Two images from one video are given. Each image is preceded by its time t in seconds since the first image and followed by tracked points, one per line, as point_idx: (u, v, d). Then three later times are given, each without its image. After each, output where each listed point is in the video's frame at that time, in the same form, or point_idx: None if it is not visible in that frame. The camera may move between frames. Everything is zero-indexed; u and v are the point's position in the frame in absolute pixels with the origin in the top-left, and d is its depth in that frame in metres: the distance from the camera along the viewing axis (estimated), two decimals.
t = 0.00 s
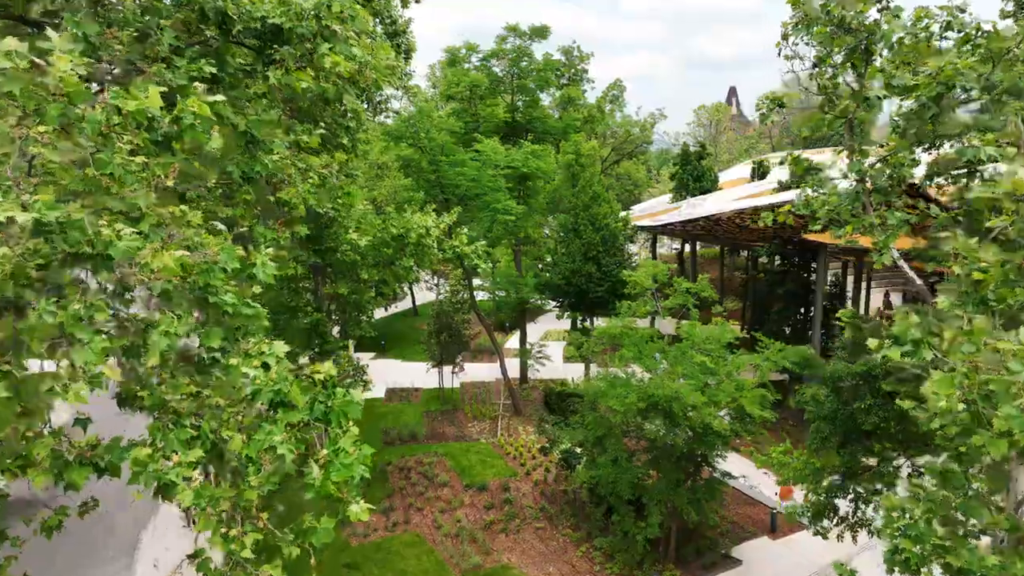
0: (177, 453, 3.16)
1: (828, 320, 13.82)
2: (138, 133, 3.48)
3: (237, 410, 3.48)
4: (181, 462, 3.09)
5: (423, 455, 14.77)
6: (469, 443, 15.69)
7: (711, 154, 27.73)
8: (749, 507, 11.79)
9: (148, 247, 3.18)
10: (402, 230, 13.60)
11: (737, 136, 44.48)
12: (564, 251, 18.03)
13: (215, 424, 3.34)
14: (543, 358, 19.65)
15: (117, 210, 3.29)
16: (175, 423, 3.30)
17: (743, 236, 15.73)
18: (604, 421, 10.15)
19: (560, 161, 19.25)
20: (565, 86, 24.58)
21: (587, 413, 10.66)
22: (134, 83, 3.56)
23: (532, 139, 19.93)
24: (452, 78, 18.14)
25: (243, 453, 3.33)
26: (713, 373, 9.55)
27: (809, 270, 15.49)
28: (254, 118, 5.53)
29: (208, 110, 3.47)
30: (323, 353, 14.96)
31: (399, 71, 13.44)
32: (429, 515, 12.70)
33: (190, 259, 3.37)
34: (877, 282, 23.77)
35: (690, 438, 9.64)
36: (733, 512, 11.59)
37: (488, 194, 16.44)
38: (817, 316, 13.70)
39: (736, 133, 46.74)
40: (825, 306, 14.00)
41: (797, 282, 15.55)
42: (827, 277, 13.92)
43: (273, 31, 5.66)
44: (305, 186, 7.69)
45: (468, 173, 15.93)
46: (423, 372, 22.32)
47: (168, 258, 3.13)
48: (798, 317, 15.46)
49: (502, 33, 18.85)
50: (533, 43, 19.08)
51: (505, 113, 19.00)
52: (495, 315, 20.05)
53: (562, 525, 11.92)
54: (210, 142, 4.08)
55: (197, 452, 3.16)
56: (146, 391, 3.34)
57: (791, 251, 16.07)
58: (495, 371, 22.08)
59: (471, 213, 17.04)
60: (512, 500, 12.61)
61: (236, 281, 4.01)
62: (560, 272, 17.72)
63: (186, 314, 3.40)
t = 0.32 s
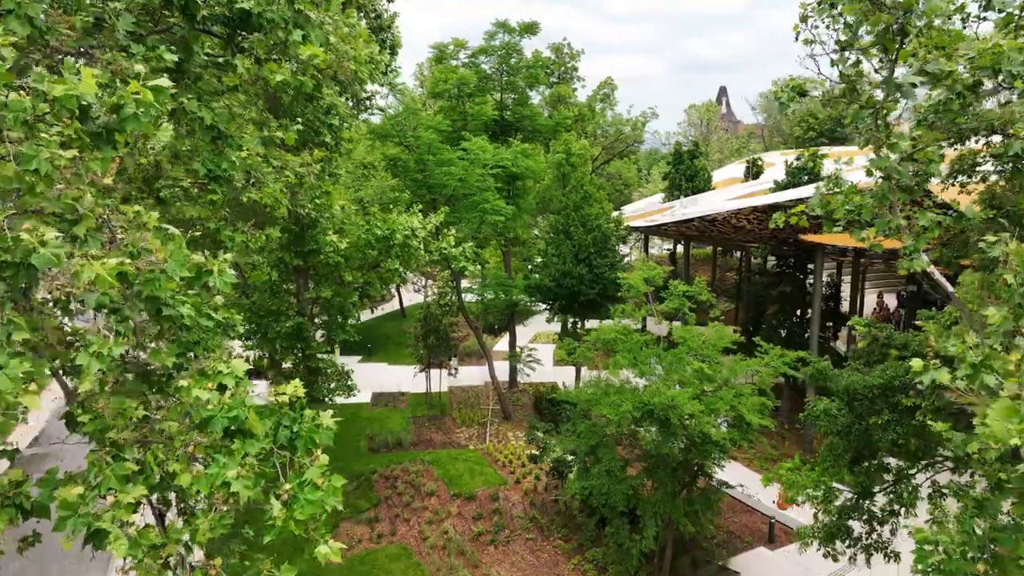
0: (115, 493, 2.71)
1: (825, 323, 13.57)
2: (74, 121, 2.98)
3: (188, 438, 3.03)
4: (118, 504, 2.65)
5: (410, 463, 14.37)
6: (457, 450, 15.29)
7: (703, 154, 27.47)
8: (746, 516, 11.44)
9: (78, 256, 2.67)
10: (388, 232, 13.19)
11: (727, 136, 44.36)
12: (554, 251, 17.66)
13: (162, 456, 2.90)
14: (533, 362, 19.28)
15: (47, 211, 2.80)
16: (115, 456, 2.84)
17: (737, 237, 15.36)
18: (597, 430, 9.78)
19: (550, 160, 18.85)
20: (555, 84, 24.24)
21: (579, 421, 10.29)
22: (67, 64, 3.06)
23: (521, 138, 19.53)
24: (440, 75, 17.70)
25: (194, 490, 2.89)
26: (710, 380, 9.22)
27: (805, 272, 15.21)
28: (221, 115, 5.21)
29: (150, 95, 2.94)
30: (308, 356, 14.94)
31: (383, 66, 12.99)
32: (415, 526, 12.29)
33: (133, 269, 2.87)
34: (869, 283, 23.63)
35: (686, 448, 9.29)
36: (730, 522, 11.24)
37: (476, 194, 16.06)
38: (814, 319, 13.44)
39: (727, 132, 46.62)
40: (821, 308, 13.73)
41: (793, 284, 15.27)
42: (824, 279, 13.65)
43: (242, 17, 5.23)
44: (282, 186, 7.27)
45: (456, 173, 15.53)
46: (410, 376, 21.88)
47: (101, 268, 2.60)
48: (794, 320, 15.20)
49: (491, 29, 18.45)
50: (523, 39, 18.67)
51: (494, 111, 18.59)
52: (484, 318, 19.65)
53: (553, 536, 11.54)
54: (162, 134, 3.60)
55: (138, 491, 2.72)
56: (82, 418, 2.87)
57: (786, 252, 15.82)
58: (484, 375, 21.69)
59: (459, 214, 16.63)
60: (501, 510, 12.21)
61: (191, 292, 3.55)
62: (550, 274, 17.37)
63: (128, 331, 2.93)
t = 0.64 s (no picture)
0: (30, 546, 2.29)
1: (820, 325, 13.32)
2: None
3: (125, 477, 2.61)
4: (32, 561, 2.23)
5: (396, 471, 13.97)
6: (445, 457, 14.90)
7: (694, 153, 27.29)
8: (742, 525, 11.08)
9: None
10: (371, 233, 12.77)
11: (716, 136, 44.39)
12: (543, 252, 17.30)
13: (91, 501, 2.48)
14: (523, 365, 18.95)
15: None
16: (33, 502, 2.42)
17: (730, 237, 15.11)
18: (589, 438, 9.40)
19: (539, 161, 18.61)
20: (545, 82, 23.90)
21: (571, 429, 9.92)
22: None
23: (510, 137, 19.18)
24: (426, 72, 17.29)
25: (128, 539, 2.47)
26: (707, 387, 8.86)
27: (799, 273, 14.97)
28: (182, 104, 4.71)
29: (73, 77, 2.52)
30: (290, 362, 14.46)
31: (367, 61, 12.56)
32: (401, 537, 11.90)
33: (56, 280, 2.44)
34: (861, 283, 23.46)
35: (682, 456, 8.92)
36: (725, 531, 10.87)
37: (463, 194, 15.69)
38: (809, 322, 13.18)
39: (715, 132, 46.64)
40: (816, 311, 13.48)
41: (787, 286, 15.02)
42: (819, 281, 13.40)
43: (205, 0, 4.81)
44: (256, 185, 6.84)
45: (442, 172, 15.15)
46: (397, 380, 21.44)
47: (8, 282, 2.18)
48: (788, 322, 14.94)
49: (479, 25, 18.07)
50: (511, 36, 18.32)
51: (482, 109, 18.21)
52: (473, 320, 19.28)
53: (544, 547, 11.18)
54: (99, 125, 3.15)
55: (58, 544, 2.30)
56: None
57: (779, 253, 15.58)
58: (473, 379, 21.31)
59: (446, 215, 16.23)
60: (490, 520, 11.83)
61: (134, 304, 3.13)
62: (540, 276, 17.00)
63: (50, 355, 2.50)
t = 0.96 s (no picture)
0: None
1: (815, 329, 13.10)
2: None
3: (38, 529, 2.21)
4: None
5: (381, 480, 13.56)
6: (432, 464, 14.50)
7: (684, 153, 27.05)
8: (738, 534, 10.74)
9: None
10: (356, 234, 12.36)
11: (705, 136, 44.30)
12: (532, 253, 16.91)
13: None
14: (512, 368, 18.57)
15: None
16: None
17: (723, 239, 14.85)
18: (581, 448, 9.05)
19: (528, 161, 18.27)
20: (533, 81, 23.59)
21: (562, 438, 9.57)
22: None
23: (498, 135, 18.82)
24: (412, 69, 16.90)
25: None
26: (703, 394, 8.54)
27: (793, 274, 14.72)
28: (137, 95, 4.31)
29: None
30: (271, 368, 14.00)
31: (349, 55, 12.18)
32: (386, 550, 11.51)
33: None
34: (852, 284, 23.31)
35: (679, 467, 8.56)
36: (721, 541, 10.51)
37: (450, 194, 15.32)
38: (803, 325, 12.95)
39: (704, 132, 46.57)
40: (811, 314, 13.24)
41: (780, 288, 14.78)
42: (814, 283, 13.15)
43: None
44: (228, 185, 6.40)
45: (428, 172, 14.75)
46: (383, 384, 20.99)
47: None
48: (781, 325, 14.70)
49: (466, 22, 17.71)
50: (499, 32, 17.98)
51: (470, 107, 17.84)
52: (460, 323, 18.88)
53: (534, 560, 10.81)
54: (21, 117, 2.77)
55: None
56: None
57: (773, 254, 15.34)
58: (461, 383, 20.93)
59: (432, 216, 15.81)
60: (478, 531, 11.46)
61: (60, 322, 2.72)
62: (530, 277, 16.60)
63: None
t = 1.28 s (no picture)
0: None
1: (810, 332, 12.83)
2: None
3: None
4: None
5: (366, 489, 13.15)
6: (420, 472, 14.10)
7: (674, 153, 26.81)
8: (734, 543, 10.40)
9: None
10: (338, 236, 11.94)
11: (693, 136, 44.15)
12: (521, 255, 16.52)
13: None
14: (501, 372, 18.19)
15: None
16: None
17: (716, 240, 14.57)
18: (572, 457, 8.70)
19: (516, 160, 17.93)
20: (521, 79, 23.23)
21: (554, 447, 9.19)
22: None
23: (485, 134, 18.46)
24: (398, 65, 16.50)
25: None
26: (699, 402, 8.22)
27: (787, 276, 14.47)
28: (85, 82, 3.91)
29: None
30: (252, 374, 13.55)
31: (332, 49, 11.79)
32: (371, 563, 11.10)
33: None
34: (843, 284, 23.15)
35: (675, 477, 8.20)
36: (718, 551, 10.16)
37: (437, 194, 14.92)
38: (798, 328, 12.69)
39: (692, 132, 46.41)
40: (806, 316, 12.98)
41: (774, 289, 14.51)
42: (808, 285, 12.90)
43: None
44: (195, 184, 5.98)
45: (414, 171, 14.37)
46: (368, 389, 20.55)
47: None
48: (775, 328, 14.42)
49: (453, 18, 17.34)
50: (486, 29, 17.63)
51: (457, 106, 17.47)
52: (448, 326, 18.49)
53: (523, 572, 10.43)
54: None
55: None
56: None
57: (767, 255, 15.10)
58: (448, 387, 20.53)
59: (418, 216, 15.41)
60: (466, 542, 11.07)
61: None
62: (518, 279, 16.18)
63: None
